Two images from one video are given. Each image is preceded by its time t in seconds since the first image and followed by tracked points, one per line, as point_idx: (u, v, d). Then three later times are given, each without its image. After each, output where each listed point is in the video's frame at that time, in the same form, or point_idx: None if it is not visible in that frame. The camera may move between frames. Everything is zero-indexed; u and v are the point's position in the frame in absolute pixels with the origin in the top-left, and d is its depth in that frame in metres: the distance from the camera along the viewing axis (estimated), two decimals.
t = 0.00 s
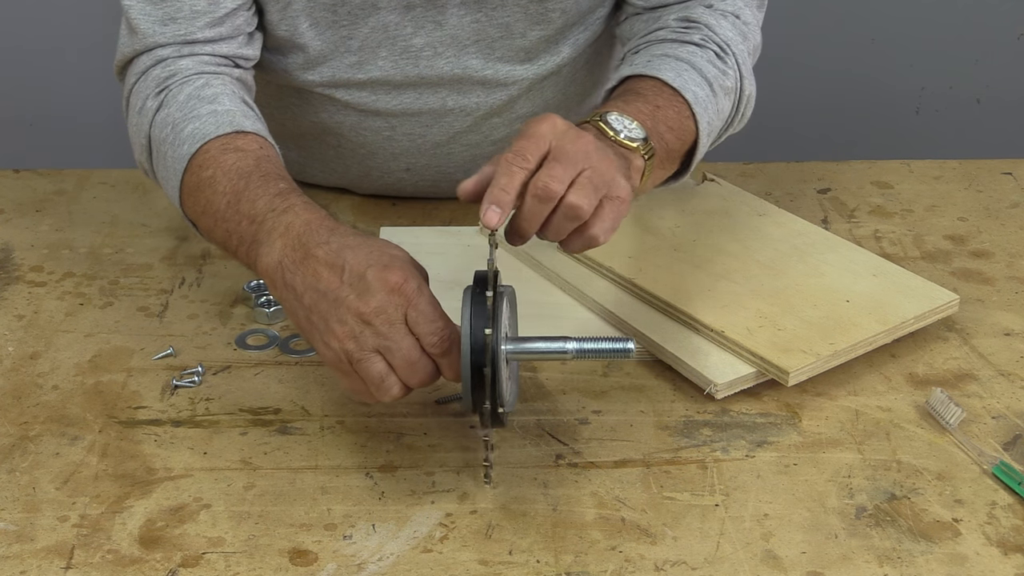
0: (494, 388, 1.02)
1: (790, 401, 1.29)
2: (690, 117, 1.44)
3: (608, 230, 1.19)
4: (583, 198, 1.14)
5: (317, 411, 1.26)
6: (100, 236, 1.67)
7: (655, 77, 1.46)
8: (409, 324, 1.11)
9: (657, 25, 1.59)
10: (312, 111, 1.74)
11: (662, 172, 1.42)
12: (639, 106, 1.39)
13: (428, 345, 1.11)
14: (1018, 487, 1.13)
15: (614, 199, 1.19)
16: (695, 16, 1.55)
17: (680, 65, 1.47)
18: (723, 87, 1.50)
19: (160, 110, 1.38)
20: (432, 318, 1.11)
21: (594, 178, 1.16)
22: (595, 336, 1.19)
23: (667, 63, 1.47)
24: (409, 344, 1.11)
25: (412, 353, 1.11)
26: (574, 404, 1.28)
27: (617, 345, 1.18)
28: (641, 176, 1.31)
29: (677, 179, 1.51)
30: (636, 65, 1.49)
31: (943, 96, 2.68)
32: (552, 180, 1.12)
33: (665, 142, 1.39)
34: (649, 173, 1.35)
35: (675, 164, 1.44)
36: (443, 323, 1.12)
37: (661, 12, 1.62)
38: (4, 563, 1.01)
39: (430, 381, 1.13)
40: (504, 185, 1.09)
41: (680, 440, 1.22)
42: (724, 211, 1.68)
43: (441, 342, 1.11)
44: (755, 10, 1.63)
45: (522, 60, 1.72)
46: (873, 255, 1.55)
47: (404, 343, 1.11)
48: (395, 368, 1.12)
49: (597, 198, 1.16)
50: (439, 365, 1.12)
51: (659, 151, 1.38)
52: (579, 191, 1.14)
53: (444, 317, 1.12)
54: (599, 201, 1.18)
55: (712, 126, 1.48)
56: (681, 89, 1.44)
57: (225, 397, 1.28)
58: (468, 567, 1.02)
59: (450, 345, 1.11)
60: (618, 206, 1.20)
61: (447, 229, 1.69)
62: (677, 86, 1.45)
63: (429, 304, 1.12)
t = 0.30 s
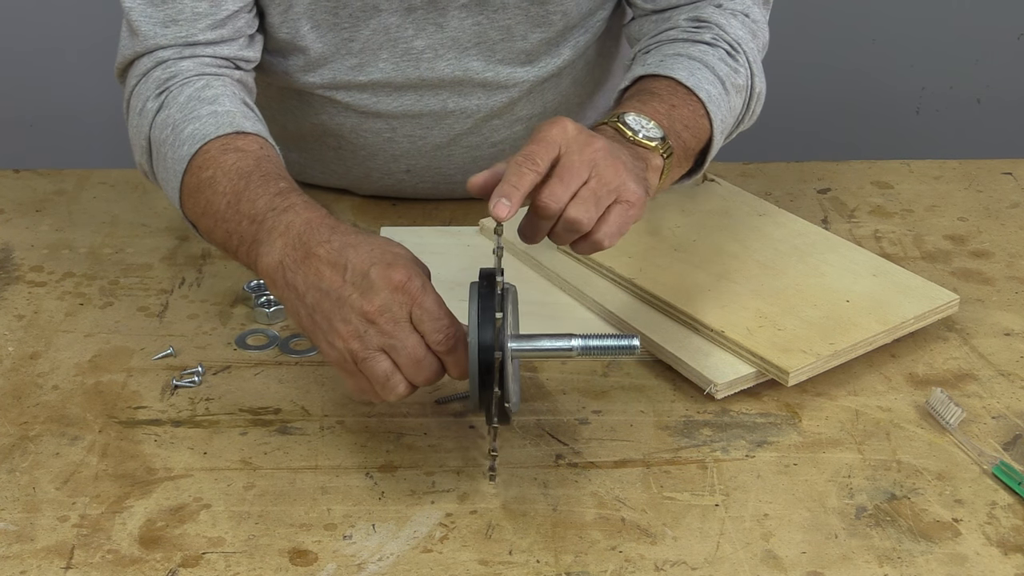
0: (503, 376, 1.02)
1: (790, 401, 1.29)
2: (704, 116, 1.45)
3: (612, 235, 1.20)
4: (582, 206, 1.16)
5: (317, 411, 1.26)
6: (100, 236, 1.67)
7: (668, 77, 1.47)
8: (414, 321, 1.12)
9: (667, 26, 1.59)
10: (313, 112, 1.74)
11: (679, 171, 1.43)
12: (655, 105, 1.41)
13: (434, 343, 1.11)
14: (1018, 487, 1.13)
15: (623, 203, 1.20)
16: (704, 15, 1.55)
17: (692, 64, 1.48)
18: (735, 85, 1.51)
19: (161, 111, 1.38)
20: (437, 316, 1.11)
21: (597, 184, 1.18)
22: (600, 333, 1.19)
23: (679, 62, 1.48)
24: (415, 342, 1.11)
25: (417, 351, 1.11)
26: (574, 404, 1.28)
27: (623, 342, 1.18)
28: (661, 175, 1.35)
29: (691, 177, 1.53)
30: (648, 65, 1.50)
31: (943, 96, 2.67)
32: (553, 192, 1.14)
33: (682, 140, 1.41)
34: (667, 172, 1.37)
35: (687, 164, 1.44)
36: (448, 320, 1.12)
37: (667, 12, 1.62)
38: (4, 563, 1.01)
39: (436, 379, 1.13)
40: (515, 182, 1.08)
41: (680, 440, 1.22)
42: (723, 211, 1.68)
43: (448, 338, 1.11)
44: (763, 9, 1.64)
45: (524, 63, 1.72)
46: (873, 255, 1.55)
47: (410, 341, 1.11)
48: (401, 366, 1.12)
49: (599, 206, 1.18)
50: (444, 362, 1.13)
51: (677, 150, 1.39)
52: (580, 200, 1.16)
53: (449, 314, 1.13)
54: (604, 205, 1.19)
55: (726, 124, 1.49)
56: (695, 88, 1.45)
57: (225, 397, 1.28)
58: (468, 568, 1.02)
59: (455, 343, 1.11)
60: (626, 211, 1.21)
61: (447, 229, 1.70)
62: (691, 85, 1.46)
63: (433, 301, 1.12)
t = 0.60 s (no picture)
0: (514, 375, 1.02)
1: (790, 401, 1.29)
2: (700, 109, 1.45)
3: (603, 235, 1.21)
4: (572, 207, 1.18)
5: (317, 411, 1.26)
6: (100, 236, 1.67)
7: (665, 70, 1.47)
8: (416, 313, 1.12)
9: (665, 22, 1.59)
10: (313, 112, 1.74)
11: (674, 164, 1.43)
12: (651, 98, 1.41)
13: (436, 334, 1.11)
14: (1018, 487, 1.13)
15: (619, 199, 1.21)
16: (703, 12, 1.56)
17: (689, 59, 1.48)
18: (733, 82, 1.51)
19: (160, 107, 1.38)
20: (438, 307, 1.11)
21: (590, 182, 1.18)
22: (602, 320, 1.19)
23: (676, 57, 1.48)
24: (418, 333, 1.11)
25: (421, 342, 1.11)
26: (574, 404, 1.28)
27: (626, 328, 1.19)
28: (656, 163, 1.35)
29: (689, 172, 1.53)
30: (645, 60, 1.50)
31: (943, 96, 2.67)
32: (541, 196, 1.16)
33: (677, 133, 1.40)
34: (662, 163, 1.37)
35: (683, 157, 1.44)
36: (451, 311, 1.12)
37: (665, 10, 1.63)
38: (4, 563, 1.01)
39: (440, 370, 1.13)
40: (515, 178, 1.08)
41: (680, 440, 1.22)
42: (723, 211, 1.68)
43: (451, 331, 1.11)
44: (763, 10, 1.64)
45: (525, 62, 1.73)
46: (873, 255, 1.55)
47: (413, 332, 1.11)
48: (404, 358, 1.12)
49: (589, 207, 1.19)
50: (448, 352, 1.13)
51: (672, 141, 1.38)
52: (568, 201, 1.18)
53: (451, 304, 1.13)
54: (599, 203, 1.19)
55: (723, 120, 1.49)
56: (691, 81, 1.45)
57: (225, 397, 1.28)
58: (468, 567, 1.02)
59: (458, 333, 1.12)
60: (619, 211, 1.21)
61: (447, 229, 1.70)
62: (687, 79, 1.45)
63: (434, 292, 1.13)
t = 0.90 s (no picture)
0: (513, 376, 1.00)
1: (790, 401, 1.29)
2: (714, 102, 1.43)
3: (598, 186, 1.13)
4: (561, 155, 1.12)
5: (317, 411, 1.26)
6: (100, 236, 1.67)
7: (676, 65, 1.46)
8: (414, 309, 1.12)
9: (671, 20, 1.60)
10: (314, 112, 1.74)
11: (689, 156, 1.41)
12: (664, 91, 1.40)
13: (435, 330, 1.11)
14: (1018, 487, 1.13)
15: (613, 152, 1.14)
16: (708, 10, 1.57)
17: (699, 55, 1.48)
18: (743, 76, 1.50)
19: (160, 107, 1.38)
20: (437, 303, 1.12)
21: (582, 132, 1.12)
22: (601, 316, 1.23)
23: (686, 53, 1.48)
24: (418, 329, 1.11)
25: (422, 338, 1.11)
26: (574, 404, 1.28)
27: (625, 322, 1.23)
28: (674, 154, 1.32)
29: (698, 167, 1.51)
30: (655, 56, 1.50)
31: (943, 96, 2.68)
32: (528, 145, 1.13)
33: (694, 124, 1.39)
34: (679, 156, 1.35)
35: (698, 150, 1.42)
36: (450, 307, 1.12)
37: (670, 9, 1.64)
38: (5, 563, 1.01)
39: (441, 366, 1.13)
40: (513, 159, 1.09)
41: (680, 440, 1.22)
42: (723, 211, 1.68)
43: (450, 326, 1.11)
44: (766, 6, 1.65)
45: (525, 62, 1.73)
46: (873, 255, 1.55)
47: (413, 329, 1.11)
48: (405, 355, 1.12)
49: (580, 158, 1.12)
50: (448, 349, 1.13)
51: (688, 133, 1.37)
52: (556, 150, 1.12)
53: (450, 300, 1.13)
54: (590, 152, 1.12)
55: (735, 114, 1.48)
56: (703, 75, 1.44)
57: (225, 397, 1.28)
58: (468, 568, 1.02)
59: (458, 329, 1.12)
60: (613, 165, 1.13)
61: (447, 229, 1.69)
62: (698, 74, 1.45)
63: (433, 288, 1.13)
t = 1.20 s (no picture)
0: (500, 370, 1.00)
1: (790, 401, 1.29)
2: (722, 108, 1.45)
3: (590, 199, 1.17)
4: (563, 166, 1.15)
5: (317, 411, 1.26)
6: (100, 236, 1.67)
7: (685, 71, 1.47)
8: (408, 304, 1.12)
9: (680, 20, 1.59)
10: (313, 112, 1.74)
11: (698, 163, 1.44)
12: (674, 98, 1.41)
13: (428, 326, 1.11)
14: (1018, 487, 1.13)
15: (612, 168, 1.17)
16: (719, 9, 1.55)
17: (708, 58, 1.48)
18: (751, 78, 1.51)
19: (155, 104, 1.38)
20: (430, 298, 1.11)
21: (585, 145, 1.15)
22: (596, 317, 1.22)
23: (695, 57, 1.48)
24: (411, 325, 1.11)
25: (414, 334, 1.10)
26: (574, 404, 1.28)
27: (619, 324, 1.22)
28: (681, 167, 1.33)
29: (709, 166, 1.54)
30: (665, 60, 1.50)
31: (943, 96, 2.68)
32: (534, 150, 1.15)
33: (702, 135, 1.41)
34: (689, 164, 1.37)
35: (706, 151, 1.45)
36: (443, 303, 1.12)
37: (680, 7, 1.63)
38: (5, 563, 1.01)
39: (433, 363, 1.12)
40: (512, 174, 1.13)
41: (680, 440, 1.22)
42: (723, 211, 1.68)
43: (442, 322, 1.11)
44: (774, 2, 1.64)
45: (525, 63, 1.73)
46: (873, 255, 1.55)
47: (405, 325, 1.10)
48: (396, 351, 1.11)
49: (580, 171, 1.16)
50: (441, 346, 1.12)
51: (698, 142, 1.39)
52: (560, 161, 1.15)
53: (443, 297, 1.12)
54: (590, 167, 1.16)
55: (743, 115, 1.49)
56: (712, 81, 1.45)
57: (225, 397, 1.28)
58: (468, 568, 1.02)
59: (450, 326, 1.11)
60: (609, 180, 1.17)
61: (447, 230, 1.69)
62: (708, 79, 1.46)
63: (427, 284, 1.13)
